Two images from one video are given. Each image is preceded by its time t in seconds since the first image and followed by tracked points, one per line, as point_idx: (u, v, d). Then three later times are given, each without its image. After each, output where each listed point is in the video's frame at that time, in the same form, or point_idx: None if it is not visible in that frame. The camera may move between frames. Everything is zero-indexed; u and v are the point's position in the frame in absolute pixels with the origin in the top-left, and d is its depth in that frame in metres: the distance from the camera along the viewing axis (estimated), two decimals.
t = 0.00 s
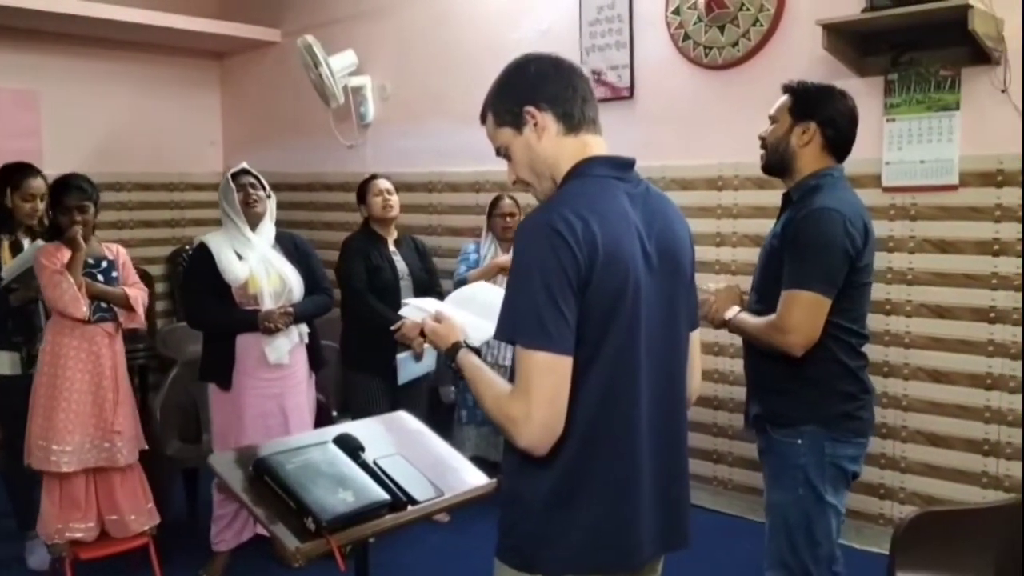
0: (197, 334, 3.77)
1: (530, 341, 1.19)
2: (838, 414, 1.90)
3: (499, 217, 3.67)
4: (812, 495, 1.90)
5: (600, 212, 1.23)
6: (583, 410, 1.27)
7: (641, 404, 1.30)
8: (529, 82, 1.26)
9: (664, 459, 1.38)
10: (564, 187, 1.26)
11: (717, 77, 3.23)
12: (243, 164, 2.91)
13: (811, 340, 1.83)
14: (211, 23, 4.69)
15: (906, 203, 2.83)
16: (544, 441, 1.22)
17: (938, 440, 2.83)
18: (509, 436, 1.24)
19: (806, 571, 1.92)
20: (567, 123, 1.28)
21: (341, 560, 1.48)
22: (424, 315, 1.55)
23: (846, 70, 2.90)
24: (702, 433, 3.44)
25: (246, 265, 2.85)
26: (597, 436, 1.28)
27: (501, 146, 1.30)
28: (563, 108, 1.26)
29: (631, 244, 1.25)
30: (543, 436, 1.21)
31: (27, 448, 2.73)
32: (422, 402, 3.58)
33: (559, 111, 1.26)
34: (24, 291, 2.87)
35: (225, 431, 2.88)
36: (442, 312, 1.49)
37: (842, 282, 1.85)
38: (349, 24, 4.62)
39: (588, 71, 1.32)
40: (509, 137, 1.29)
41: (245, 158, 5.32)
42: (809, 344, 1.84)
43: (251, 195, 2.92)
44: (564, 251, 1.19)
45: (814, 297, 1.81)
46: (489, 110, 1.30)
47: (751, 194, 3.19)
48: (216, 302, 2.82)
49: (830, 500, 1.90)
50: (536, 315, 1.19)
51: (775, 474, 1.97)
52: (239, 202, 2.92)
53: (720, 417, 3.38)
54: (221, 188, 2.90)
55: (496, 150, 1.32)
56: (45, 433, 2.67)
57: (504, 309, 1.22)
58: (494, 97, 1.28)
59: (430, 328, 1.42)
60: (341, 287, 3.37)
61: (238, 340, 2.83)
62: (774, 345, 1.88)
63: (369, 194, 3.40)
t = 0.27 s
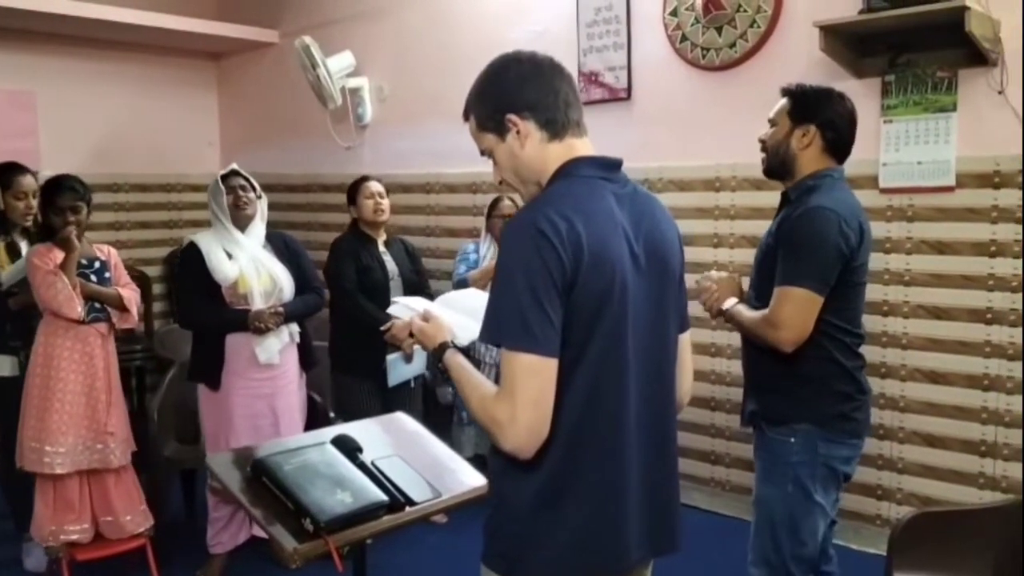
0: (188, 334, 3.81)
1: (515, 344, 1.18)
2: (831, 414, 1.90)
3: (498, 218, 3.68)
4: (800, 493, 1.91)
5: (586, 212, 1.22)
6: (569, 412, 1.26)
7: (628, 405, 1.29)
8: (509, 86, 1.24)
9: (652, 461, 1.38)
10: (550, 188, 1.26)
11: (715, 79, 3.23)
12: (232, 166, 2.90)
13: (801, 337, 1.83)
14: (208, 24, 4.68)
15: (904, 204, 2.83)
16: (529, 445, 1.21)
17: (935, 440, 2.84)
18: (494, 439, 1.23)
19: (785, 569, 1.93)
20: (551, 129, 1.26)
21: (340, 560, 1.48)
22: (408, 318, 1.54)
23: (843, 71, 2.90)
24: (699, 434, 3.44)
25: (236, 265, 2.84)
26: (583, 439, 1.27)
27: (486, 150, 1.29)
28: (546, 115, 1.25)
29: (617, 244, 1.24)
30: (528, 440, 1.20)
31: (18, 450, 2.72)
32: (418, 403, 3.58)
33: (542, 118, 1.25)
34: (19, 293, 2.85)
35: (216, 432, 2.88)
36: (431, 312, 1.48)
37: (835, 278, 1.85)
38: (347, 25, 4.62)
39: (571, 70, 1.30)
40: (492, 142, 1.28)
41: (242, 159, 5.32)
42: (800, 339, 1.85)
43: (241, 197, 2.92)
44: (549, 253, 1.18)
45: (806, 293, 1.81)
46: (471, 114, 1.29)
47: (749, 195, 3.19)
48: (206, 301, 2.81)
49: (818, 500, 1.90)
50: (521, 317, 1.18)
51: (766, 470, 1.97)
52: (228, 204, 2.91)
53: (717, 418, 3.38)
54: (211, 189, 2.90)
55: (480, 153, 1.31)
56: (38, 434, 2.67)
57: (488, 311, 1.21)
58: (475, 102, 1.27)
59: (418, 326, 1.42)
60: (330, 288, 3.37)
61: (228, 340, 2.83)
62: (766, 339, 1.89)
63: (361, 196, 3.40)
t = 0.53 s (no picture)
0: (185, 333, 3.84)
1: (502, 346, 1.17)
2: (835, 413, 1.89)
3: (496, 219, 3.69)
4: (802, 491, 1.90)
5: (574, 213, 1.21)
6: (559, 414, 1.25)
7: (618, 407, 1.28)
8: (495, 87, 1.23)
9: (645, 462, 1.37)
10: (539, 188, 1.25)
11: (718, 79, 3.23)
12: (230, 166, 2.90)
13: (808, 336, 1.83)
14: (211, 25, 4.69)
15: (908, 205, 2.82)
16: (518, 449, 1.20)
17: (938, 441, 2.84)
18: (484, 443, 1.23)
19: (787, 568, 1.93)
20: (539, 129, 1.26)
21: (343, 560, 1.48)
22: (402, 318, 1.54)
23: (847, 71, 2.90)
24: (702, 434, 3.44)
25: (234, 265, 2.84)
26: (573, 441, 1.27)
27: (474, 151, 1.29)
28: (533, 115, 1.24)
29: (607, 244, 1.23)
30: (517, 444, 1.19)
31: (25, 450, 2.72)
32: (420, 403, 3.58)
33: (529, 118, 1.24)
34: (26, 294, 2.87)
35: (212, 432, 2.88)
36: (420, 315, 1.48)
37: (841, 279, 1.85)
38: (350, 25, 4.62)
39: (560, 71, 1.29)
40: (481, 144, 1.27)
41: (245, 160, 5.32)
42: (806, 340, 1.84)
43: (239, 198, 2.92)
44: (537, 254, 1.17)
45: (813, 293, 1.81)
46: (459, 116, 1.28)
47: (752, 196, 3.19)
48: (203, 298, 2.82)
49: (820, 499, 1.90)
50: (508, 319, 1.17)
51: (768, 468, 1.97)
52: (226, 205, 2.91)
53: (720, 419, 3.38)
54: (208, 189, 2.90)
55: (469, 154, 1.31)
56: (44, 434, 2.67)
57: (476, 313, 1.20)
58: (462, 104, 1.26)
59: (407, 329, 1.42)
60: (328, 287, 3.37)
61: (226, 338, 2.83)
62: (772, 339, 1.88)
63: (362, 197, 3.40)
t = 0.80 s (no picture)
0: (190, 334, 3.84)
1: (491, 348, 1.17)
2: (847, 414, 1.89)
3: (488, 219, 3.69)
4: (817, 494, 1.91)
5: (564, 213, 1.21)
6: (551, 416, 1.25)
7: (609, 408, 1.27)
8: (494, 83, 1.23)
9: (639, 464, 1.36)
10: (531, 188, 1.24)
11: (725, 79, 3.22)
12: (232, 167, 2.90)
13: (835, 339, 1.82)
14: (218, 26, 4.70)
15: (915, 205, 2.82)
16: (507, 453, 1.20)
17: (947, 442, 2.83)
18: (473, 447, 1.22)
19: (808, 570, 1.93)
20: (535, 126, 1.25)
21: (351, 561, 1.48)
22: (400, 319, 1.54)
23: (854, 71, 2.89)
24: (709, 435, 3.43)
25: (237, 265, 2.85)
26: (564, 443, 1.26)
27: (469, 147, 1.28)
28: (531, 111, 1.24)
29: (598, 245, 1.22)
30: (505, 449, 1.19)
31: (39, 448, 2.72)
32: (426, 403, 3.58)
33: (526, 113, 1.24)
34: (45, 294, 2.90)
35: (215, 432, 2.88)
36: (416, 319, 1.47)
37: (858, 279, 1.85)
38: (357, 26, 4.63)
39: (558, 70, 1.29)
40: (476, 139, 1.26)
41: (252, 160, 5.33)
42: (831, 343, 1.83)
43: (241, 199, 2.92)
44: (526, 255, 1.16)
45: (835, 294, 1.80)
46: (456, 113, 1.28)
47: (759, 196, 3.18)
48: (204, 299, 2.83)
49: (837, 501, 1.90)
50: (496, 320, 1.16)
51: (783, 472, 1.97)
52: (229, 206, 2.92)
53: (727, 420, 3.37)
54: (210, 190, 2.91)
55: (464, 152, 1.30)
56: (62, 434, 2.68)
57: (464, 314, 1.20)
58: (459, 100, 1.26)
59: (404, 333, 1.42)
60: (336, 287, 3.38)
61: (229, 340, 2.83)
62: (796, 344, 1.87)
63: (370, 197, 3.40)
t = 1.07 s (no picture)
0: (195, 334, 3.85)
1: (485, 348, 1.16)
2: (862, 413, 1.88)
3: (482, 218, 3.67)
4: (832, 495, 1.89)
5: (561, 212, 1.20)
6: (546, 416, 1.24)
7: (606, 409, 1.27)
8: (497, 80, 1.23)
9: (640, 467, 1.34)
10: (529, 187, 1.24)
11: (733, 78, 3.21)
12: (238, 167, 2.91)
13: (861, 337, 1.82)
14: (226, 25, 4.71)
15: (924, 204, 2.81)
16: (498, 454, 1.20)
17: (956, 442, 2.81)
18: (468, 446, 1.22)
19: (821, 571, 1.92)
20: (535, 124, 1.25)
21: (359, 559, 1.49)
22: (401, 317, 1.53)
23: (863, 69, 2.88)
24: (716, 434, 3.42)
25: (244, 264, 2.85)
26: (560, 444, 1.25)
27: (469, 146, 1.28)
28: (531, 109, 1.24)
29: (595, 244, 1.21)
30: (495, 450, 1.19)
31: (55, 445, 2.73)
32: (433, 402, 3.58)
33: (526, 111, 1.23)
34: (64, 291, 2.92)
35: (222, 431, 2.89)
36: (417, 313, 1.47)
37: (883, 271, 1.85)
38: (365, 25, 4.63)
39: (560, 69, 1.29)
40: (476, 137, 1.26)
41: (260, 159, 5.34)
42: (859, 342, 1.83)
43: (247, 198, 2.93)
44: (520, 254, 1.16)
45: (860, 291, 1.79)
46: (456, 111, 1.27)
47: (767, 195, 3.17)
48: (211, 300, 2.83)
49: (851, 501, 1.89)
50: (490, 321, 1.16)
51: (796, 472, 1.96)
52: (235, 206, 2.93)
53: (735, 419, 3.37)
54: (216, 190, 2.91)
55: (463, 151, 1.29)
56: (80, 431, 2.69)
57: (459, 314, 1.20)
58: (460, 97, 1.26)
59: (403, 329, 1.42)
60: (352, 286, 3.39)
61: (236, 339, 2.84)
62: (819, 343, 1.85)
63: (381, 194, 3.41)
